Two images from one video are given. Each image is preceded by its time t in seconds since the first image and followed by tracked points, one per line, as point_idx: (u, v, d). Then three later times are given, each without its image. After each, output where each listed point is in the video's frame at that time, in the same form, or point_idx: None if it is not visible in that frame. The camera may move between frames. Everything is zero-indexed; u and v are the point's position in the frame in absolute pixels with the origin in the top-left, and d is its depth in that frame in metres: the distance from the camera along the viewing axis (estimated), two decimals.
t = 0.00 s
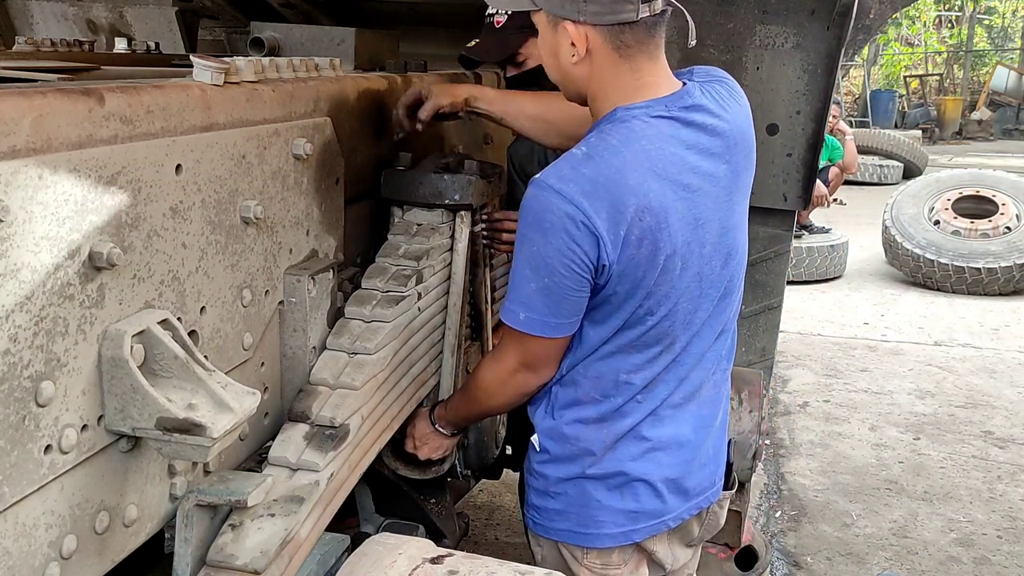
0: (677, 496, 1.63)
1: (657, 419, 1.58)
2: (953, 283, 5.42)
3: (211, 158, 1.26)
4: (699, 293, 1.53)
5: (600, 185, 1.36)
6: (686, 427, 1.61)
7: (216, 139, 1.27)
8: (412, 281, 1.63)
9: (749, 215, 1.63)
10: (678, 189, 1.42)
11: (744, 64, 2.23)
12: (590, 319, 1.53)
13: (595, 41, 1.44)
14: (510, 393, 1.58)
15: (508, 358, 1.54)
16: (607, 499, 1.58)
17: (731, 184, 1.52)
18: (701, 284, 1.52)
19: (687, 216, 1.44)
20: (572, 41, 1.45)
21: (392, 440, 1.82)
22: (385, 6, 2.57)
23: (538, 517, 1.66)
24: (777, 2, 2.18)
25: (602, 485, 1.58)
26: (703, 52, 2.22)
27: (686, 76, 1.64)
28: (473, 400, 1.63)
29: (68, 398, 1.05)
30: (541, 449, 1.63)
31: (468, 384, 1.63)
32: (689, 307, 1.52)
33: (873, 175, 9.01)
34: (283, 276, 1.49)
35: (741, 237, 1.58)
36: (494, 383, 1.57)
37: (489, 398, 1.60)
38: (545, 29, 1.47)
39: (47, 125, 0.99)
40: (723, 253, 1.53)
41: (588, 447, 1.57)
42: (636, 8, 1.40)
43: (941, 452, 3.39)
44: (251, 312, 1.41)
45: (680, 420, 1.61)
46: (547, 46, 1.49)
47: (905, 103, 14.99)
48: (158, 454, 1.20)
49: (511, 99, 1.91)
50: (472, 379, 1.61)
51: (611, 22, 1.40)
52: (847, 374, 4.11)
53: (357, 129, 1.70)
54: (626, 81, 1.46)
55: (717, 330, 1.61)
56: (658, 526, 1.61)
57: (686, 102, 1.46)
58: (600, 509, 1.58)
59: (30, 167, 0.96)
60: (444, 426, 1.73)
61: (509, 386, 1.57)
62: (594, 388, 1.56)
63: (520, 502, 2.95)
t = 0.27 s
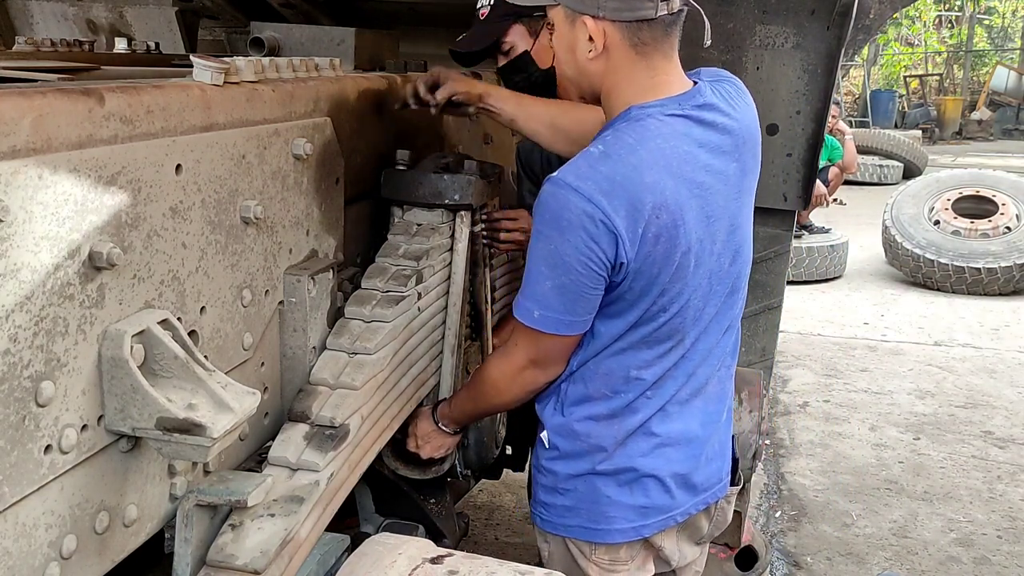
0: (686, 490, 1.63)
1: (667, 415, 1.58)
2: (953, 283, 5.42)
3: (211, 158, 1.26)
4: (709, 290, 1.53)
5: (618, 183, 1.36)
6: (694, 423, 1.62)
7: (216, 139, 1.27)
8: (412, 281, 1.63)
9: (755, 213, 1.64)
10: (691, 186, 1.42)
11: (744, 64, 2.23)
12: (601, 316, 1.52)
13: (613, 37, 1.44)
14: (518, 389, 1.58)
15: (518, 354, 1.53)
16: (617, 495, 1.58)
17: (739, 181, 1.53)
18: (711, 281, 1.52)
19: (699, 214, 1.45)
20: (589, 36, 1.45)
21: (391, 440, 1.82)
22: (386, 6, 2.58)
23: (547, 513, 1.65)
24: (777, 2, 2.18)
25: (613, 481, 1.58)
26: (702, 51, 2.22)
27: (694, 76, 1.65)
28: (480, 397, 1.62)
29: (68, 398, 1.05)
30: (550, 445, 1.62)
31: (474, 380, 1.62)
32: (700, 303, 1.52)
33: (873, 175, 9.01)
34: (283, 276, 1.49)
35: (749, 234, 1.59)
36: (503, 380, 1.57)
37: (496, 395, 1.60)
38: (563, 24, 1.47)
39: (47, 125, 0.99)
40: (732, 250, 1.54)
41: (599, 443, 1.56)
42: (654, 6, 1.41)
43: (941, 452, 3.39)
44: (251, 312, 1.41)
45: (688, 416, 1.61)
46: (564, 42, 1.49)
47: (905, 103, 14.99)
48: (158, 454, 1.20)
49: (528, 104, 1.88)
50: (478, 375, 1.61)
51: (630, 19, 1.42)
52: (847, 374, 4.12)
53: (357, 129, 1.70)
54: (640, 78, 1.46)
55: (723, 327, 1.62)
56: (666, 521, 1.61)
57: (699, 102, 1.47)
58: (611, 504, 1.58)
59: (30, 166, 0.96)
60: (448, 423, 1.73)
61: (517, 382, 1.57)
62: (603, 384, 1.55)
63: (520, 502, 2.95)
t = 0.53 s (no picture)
0: (683, 488, 1.63)
1: (664, 414, 1.58)
2: (953, 283, 5.42)
3: (211, 158, 1.26)
4: (707, 290, 1.54)
5: (618, 183, 1.36)
6: (692, 423, 1.62)
7: (216, 139, 1.27)
8: (412, 281, 1.63)
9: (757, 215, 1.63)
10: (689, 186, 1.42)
11: (744, 64, 2.23)
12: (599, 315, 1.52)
13: (615, 39, 1.44)
14: (518, 389, 1.58)
15: (518, 353, 1.53)
16: (614, 492, 1.58)
17: (739, 182, 1.52)
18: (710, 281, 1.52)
19: (698, 214, 1.45)
20: (592, 39, 1.45)
21: (391, 440, 1.81)
22: (386, 6, 2.58)
23: (543, 509, 1.65)
24: (777, 2, 2.18)
25: (609, 479, 1.58)
26: (702, 51, 2.22)
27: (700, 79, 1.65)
28: (480, 397, 1.62)
29: (68, 398, 1.05)
30: (548, 442, 1.62)
31: (475, 380, 1.62)
32: (698, 304, 1.52)
33: (873, 175, 9.01)
34: (283, 276, 1.49)
35: (749, 235, 1.59)
36: (503, 379, 1.57)
37: (497, 394, 1.60)
38: (565, 27, 1.47)
39: (46, 125, 0.99)
40: (730, 251, 1.54)
41: (596, 440, 1.56)
42: (657, 6, 1.41)
43: (941, 452, 3.39)
44: (251, 312, 1.41)
45: (686, 415, 1.61)
46: (565, 45, 1.49)
47: (905, 103, 14.99)
48: (158, 454, 1.20)
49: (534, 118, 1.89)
50: (479, 376, 1.61)
51: (632, 21, 1.42)
52: (847, 374, 4.12)
53: (357, 129, 1.70)
54: (643, 79, 1.47)
55: (722, 328, 1.62)
56: (663, 519, 1.61)
57: (700, 103, 1.47)
58: (607, 500, 1.58)
59: (30, 166, 0.96)
60: (447, 423, 1.73)
61: (517, 382, 1.57)
62: (602, 382, 1.55)
63: (520, 502, 2.95)
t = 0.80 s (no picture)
0: (681, 490, 1.62)
1: (663, 415, 1.58)
2: (953, 283, 5.42)
3: (211, 158, 1.26)
4: (707, 292, 1.53)
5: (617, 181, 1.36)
6: (691, 424, 1.62)
7: (216, 139, 1.27)
8: (412, 281, 1.63)
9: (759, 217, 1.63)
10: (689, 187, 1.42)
11: (744, 64, 2.23)
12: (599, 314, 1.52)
13: (617, 39, 1.44)
14: (518, 388, 1.58)
15: (519, 353, 1.53)
16: (612, 493, 1.58)
17: (740, 184, 1.52)
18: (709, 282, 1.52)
19: (698, 215, 1.44)
20: (593, 39, 1.45)
21: (391, 440, 1.81)
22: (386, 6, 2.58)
23: (542, 508, 1.65)
24: (777, 2, 2.18)
25: (608, 479, 1.58)
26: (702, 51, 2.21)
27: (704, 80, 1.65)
28: (480, 396, 1.62)
29: (68, 398, 1.05)
30: (547, 442, 1.62)
31: (474, 379, 1.63)
32: (698, 305, 1.52)
33: (873, 175, 9.01)
34: (283, 276, 1.49)
35: (751, 237, 1.58)
36: (503, 379, 1.57)
37: (497, 393, 1.60)
38: (566, 28, 1.47)
39: (47, 126, 0.99)
40: (730, 252, 1.53)
41: (595, 441, 1.57)
42: (658, 5, 1.42)
43: (941, 452, 3.39)
44: (251, 312, 1.41)
45: (686, 417, 1.61)
46: (566, 46, 1.48)
47: (905, 103, 14.99)
48: (158, 454, 1.20)
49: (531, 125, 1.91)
50: (479, 374, 1.61)
51: (634, 20, 1.42)
52: (847, 374, 4.12)
53: (357, 129, 1.70)
54: (644, 79, 1.47)
55: (723, 330, 1.62)
56: (661, 520, 1.61)
57: (701, 104, 1.47)
58: (606, 501, 1.58)
59: (30, 166, 0.96)
60: (447, 422, 1.73)
61: (517, 381, 1.57)
62: (601, 383, 1.55)
63: (520, 502, 2.95)
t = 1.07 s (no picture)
0: (684, 487, 1.62)
1: (663, 412, 1.58)
2: (953, 283, 5.42)
3: (211, 158, 1.26)
4: (705, 289, 1.53)
5: (612, 180, 1.36)
6: (692, 421, 1.61)
7: (216, 139, 1.27)
8: (412, 281, 1.63)
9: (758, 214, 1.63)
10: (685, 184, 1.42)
11: (744, 64, 2.23)
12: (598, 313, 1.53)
13: (611, 41, 1.44)
14: (518, 389, 1.58)
15: (518, 353, 1.53)
16: (613, 490, 1.58)
17: (738, 181, 1.52)
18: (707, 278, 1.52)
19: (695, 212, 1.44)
20: (588, 41, 1.45)
21: (392, 440, 1.81)
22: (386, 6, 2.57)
23: (544, 506, 1.65)
24: (777, 2, 2.18)
25: (609, 476, 1.58)
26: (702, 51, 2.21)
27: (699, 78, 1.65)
28: (479, 394, 1.62)
29: (68, 398, 1.05)
30: (549, 440, 1.63)
31: (474, 379, 1.62)
32: (696, 302, 1.52)
33: (873, 175, 9.01)
34: (282, 276, 1.49)
35: (749, 234, 1.58)
36: (502, 378, 1.57)
37: (495, 393, 1.60)
38: (559, 31, 1.47)
39: (46, 126, 0.99)
40: (729, 249, 1.53)
41: (596, 438, 1.57)
42: (652, 7, 1.41)
43: (941, 452, 3.39)
44: (250, 312, 1.41)
45: (686, 414, 1.61)
46: (561, 48, 1.48)
47: (905, 103, 14.99)
48: (158, 454, 1.20)
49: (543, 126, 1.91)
50: (478, 374, 1.61)
51: (629, 22, 1.42)
52: (847, 374, 4.12)
53: (357, 130, 1.70)
54: (640, 79, 1.47)
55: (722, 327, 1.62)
56: (665, 517, 1.60)
57: (695, 101, 1.47)
58: (608, 498, 1.58)
59: (30, 166, 0.96)
60: (447, 419, 1.73)
61: (517, 382, 1.57)
62: (600, 381, 1.55)
63: (520, 502, 2.95)
